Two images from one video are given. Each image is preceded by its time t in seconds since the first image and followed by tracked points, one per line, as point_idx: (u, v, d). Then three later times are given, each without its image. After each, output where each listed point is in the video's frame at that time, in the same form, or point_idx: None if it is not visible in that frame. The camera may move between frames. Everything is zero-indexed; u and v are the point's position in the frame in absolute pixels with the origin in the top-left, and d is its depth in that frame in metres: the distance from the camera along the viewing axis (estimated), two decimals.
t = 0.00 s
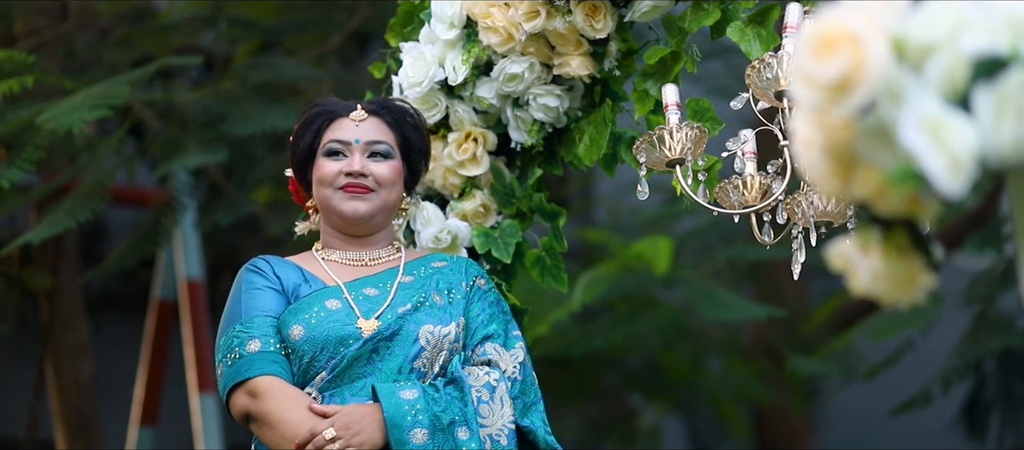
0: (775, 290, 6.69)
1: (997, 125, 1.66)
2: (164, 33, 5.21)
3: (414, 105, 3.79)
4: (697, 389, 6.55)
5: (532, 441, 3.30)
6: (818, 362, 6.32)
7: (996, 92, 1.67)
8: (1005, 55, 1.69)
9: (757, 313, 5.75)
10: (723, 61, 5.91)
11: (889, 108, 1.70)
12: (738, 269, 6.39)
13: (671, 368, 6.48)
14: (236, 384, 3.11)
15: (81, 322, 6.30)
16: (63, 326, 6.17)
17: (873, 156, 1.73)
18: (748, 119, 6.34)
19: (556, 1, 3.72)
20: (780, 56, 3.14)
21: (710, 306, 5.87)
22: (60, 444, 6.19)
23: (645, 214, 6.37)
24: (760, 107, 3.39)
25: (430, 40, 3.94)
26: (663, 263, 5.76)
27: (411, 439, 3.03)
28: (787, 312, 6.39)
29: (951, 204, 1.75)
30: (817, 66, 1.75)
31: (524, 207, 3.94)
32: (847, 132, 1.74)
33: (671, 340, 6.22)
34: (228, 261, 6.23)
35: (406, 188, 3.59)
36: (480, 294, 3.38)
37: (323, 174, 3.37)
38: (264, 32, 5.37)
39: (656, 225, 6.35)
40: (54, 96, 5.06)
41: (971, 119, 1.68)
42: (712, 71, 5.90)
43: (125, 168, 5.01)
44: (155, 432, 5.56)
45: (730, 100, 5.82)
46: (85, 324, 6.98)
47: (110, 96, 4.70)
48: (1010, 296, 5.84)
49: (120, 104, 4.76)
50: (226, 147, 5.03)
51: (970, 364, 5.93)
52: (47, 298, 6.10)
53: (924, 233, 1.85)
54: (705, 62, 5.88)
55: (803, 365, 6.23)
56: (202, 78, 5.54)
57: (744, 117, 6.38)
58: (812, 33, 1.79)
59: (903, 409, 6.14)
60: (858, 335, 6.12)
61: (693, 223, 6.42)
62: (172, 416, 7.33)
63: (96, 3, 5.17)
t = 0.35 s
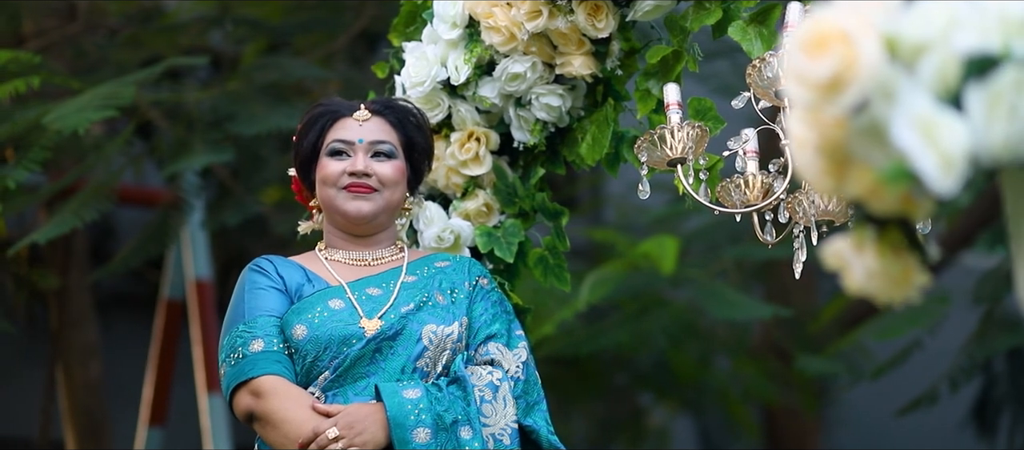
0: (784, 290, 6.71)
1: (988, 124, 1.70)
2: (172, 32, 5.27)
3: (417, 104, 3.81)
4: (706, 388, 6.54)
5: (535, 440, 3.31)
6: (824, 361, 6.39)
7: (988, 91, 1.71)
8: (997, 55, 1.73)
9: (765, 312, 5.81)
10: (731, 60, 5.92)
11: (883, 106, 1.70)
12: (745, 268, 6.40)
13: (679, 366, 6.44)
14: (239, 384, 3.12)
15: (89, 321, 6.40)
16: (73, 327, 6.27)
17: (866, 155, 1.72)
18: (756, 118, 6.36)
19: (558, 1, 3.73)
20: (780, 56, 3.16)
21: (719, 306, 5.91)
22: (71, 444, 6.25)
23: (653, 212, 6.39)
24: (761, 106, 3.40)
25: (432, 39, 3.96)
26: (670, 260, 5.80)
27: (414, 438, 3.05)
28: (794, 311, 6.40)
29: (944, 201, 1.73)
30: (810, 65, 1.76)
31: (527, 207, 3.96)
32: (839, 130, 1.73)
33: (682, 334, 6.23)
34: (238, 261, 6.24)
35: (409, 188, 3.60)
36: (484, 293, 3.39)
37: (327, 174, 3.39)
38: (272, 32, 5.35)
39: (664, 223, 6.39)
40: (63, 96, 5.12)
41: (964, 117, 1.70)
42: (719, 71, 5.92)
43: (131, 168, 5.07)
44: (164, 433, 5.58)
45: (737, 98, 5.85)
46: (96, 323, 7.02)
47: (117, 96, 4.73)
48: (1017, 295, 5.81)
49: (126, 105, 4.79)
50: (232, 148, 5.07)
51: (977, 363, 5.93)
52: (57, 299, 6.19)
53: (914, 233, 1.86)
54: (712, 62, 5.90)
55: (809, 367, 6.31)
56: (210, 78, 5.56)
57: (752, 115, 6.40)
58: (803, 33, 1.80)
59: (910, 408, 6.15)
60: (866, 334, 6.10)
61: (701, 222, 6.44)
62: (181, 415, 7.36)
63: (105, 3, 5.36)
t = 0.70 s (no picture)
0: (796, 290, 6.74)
1: (983, 124, 1.69)
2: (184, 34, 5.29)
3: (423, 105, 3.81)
4: (719, 389, 6.60)
5: (542, 441, 3.32)
6: (837, 361, 6.37)
7: (982, 91, 1.70)
8: (992, 54, 1.72)
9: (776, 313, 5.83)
10: (742, 60, 5.92)
11: (877, 106, 1.71)
12: (757, 268, 6.40)
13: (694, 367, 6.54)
14: (246, 386, 3.13)
15: (104, 322, 6.40)
16: (87, 327, 6.27)
17: (862, 156, 1.73)
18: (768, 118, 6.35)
19: (564, 1, 3.74)
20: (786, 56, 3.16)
21: (731, 306, 5.93)
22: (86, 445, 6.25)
23: (664, 213, 6.39)
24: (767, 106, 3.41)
25: (438, 40, 3.96)
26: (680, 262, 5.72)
27: (420, 439, 3.05)
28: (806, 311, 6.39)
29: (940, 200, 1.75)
30: (805, 65, 1.77)
31: (534, 208, 3.96)
32: (835, 130, 1.75)
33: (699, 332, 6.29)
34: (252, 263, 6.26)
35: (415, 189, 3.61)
36: (490, 294, 3.40)
37: (333, 175, 3.40)
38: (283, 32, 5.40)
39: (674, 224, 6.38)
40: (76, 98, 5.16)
41: (959, 117, 1.70)
42: (730, 71, 5.92)
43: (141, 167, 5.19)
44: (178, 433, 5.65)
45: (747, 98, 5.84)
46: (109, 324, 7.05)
47: (125, 98, 4.74)
48: None
49: (135, 106, 4.80)
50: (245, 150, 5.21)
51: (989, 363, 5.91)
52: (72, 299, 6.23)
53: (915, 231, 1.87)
54: (723, 62, 5.90)
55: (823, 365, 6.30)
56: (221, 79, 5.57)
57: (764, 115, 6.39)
58: (798, 32, 1.81)
59: (922, 409, 6.13)
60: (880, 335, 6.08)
61: (712, 222, 6.44)
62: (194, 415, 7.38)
63: (117, 4, 5.31)
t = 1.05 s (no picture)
0: (812, 290, 6.74)
1: (984, 123, 1.70)
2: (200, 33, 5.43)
3: (434, 105, 3.82)
4: (738, 388, 6.70)
5: (553, 440, 3.32)
6: (853, 360, 6.34)
7: (983, 90, 1.71)
8: (992, 53, 1.73)
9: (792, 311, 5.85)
10: (758, 59, 5.92)
11: (879, 105, 1.72)
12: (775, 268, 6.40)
13: (712, 367, 6.61)
14: (258, 386, 3.15)
15: (122, 324, 6.50)
16: (107, 327, 6.39)
17: (864, 155, 1.74)
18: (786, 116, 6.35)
19: (575, 1, 3.74)
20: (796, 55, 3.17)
21: (746, 304, 5.95)
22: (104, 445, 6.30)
23: (681, 212, 6.41)
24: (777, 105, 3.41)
25: (450, 40, 3.97)
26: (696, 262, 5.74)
27: (431, 439, 3.06)
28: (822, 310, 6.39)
29: (943, 199, 1.75)
30: (805, 64, 1.77)
31: (545, 207, 3.97)
32: (837, 130, 1.75)
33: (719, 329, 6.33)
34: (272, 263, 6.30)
35: (428, 189, 3.63)
36: (502, 294, 3.41)
37: (346, 174, 3.41)
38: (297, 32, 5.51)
39: (691, 223, 6.41)
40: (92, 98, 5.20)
41: (960, 116, 1.71)
42: (747, 70, 5.92)
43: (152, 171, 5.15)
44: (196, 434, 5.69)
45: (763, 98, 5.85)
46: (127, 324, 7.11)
47: (140, 99, 4.76)
48: None
49: (149, 107, 4.83)
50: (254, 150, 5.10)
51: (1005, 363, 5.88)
52: (92, 301, 6.38)
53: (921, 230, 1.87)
54: (739, 61, 5.90)
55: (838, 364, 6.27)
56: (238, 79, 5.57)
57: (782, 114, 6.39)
58: (797, 31, 1.81)
59: (939, 408, 6.11)
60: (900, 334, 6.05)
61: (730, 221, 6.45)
62: (210, 415, 7.47)
63: (136, 5, 5.47)
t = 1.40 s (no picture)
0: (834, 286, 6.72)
1: (986, 121, 1.66)
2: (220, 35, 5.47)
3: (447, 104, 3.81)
4: (760, 386, 6.80)
5: (567, 440, 3.32)
6: (872, 360, 6.33)
7: (986, 87, 1.68)
8: (995, 51, 1.70)
9: (811, 309, 5.81)
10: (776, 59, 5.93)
11: (882, 102, 1.69)
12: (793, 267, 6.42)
13: (732, 366, 6.71)
14: (271, 387, 3.15)
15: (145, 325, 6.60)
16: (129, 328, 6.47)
17: (867, 153, 1.71)
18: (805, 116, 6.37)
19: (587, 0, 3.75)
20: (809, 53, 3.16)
21: (765, 304, 5.94)
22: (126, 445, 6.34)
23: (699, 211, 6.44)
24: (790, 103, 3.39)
25: (463, 40, 3.96)
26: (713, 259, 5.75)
27: (444, 439, 3.06)
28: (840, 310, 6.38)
29: (948, 197, 1.72)
30: (809, 64, 1.76)
31: (559, 207, 3.96)
32: (841, 128, 1.72)
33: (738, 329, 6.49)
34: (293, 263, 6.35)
35: (441, 189, 3.62)
36: (515, 293, 3.41)
37: (360, 174, 3.42)
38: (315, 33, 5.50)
39: (711, 222, 6.46)
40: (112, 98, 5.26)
41: (963, 114, 1.68)
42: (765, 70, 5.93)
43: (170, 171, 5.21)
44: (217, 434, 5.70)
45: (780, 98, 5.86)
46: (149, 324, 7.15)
47: (156, 100, 4.78)
48: None
49: (167, 108, 4.86)
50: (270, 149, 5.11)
51: None
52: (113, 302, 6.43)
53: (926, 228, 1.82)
54: (757, 61, 5.91)
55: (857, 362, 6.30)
56: (260, 81, 5.65)
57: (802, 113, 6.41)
58: (802, 32, 1.80)
59: (957, 407, 6.09)
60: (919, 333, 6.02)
61: (748, 220, 6.47)
62: (230, 415, 7.55)
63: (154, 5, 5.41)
